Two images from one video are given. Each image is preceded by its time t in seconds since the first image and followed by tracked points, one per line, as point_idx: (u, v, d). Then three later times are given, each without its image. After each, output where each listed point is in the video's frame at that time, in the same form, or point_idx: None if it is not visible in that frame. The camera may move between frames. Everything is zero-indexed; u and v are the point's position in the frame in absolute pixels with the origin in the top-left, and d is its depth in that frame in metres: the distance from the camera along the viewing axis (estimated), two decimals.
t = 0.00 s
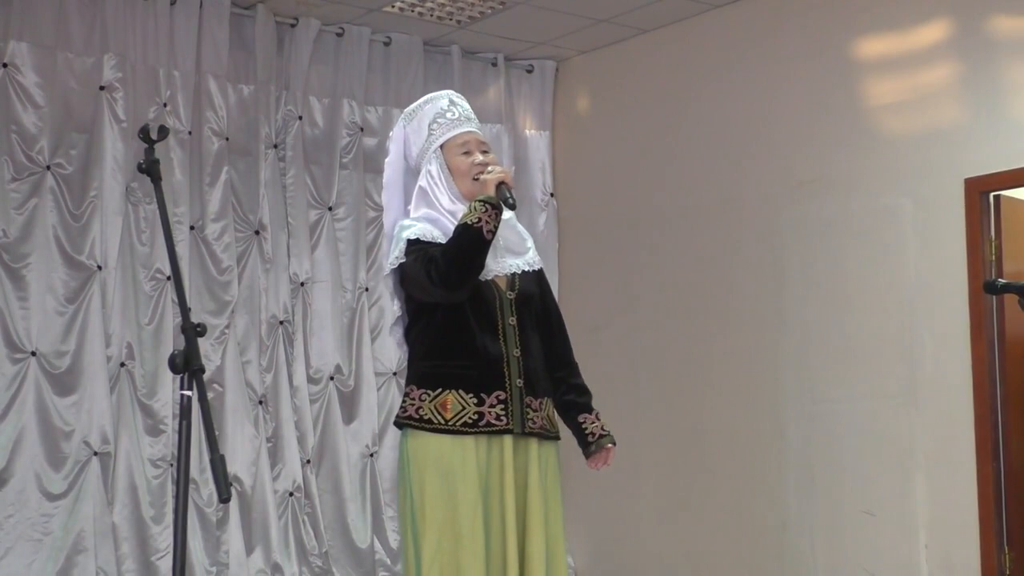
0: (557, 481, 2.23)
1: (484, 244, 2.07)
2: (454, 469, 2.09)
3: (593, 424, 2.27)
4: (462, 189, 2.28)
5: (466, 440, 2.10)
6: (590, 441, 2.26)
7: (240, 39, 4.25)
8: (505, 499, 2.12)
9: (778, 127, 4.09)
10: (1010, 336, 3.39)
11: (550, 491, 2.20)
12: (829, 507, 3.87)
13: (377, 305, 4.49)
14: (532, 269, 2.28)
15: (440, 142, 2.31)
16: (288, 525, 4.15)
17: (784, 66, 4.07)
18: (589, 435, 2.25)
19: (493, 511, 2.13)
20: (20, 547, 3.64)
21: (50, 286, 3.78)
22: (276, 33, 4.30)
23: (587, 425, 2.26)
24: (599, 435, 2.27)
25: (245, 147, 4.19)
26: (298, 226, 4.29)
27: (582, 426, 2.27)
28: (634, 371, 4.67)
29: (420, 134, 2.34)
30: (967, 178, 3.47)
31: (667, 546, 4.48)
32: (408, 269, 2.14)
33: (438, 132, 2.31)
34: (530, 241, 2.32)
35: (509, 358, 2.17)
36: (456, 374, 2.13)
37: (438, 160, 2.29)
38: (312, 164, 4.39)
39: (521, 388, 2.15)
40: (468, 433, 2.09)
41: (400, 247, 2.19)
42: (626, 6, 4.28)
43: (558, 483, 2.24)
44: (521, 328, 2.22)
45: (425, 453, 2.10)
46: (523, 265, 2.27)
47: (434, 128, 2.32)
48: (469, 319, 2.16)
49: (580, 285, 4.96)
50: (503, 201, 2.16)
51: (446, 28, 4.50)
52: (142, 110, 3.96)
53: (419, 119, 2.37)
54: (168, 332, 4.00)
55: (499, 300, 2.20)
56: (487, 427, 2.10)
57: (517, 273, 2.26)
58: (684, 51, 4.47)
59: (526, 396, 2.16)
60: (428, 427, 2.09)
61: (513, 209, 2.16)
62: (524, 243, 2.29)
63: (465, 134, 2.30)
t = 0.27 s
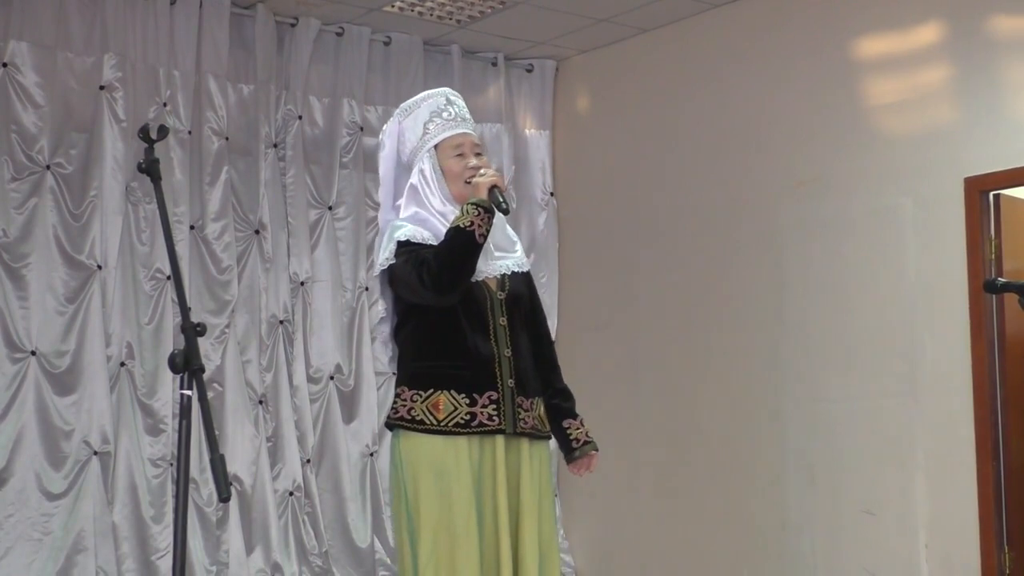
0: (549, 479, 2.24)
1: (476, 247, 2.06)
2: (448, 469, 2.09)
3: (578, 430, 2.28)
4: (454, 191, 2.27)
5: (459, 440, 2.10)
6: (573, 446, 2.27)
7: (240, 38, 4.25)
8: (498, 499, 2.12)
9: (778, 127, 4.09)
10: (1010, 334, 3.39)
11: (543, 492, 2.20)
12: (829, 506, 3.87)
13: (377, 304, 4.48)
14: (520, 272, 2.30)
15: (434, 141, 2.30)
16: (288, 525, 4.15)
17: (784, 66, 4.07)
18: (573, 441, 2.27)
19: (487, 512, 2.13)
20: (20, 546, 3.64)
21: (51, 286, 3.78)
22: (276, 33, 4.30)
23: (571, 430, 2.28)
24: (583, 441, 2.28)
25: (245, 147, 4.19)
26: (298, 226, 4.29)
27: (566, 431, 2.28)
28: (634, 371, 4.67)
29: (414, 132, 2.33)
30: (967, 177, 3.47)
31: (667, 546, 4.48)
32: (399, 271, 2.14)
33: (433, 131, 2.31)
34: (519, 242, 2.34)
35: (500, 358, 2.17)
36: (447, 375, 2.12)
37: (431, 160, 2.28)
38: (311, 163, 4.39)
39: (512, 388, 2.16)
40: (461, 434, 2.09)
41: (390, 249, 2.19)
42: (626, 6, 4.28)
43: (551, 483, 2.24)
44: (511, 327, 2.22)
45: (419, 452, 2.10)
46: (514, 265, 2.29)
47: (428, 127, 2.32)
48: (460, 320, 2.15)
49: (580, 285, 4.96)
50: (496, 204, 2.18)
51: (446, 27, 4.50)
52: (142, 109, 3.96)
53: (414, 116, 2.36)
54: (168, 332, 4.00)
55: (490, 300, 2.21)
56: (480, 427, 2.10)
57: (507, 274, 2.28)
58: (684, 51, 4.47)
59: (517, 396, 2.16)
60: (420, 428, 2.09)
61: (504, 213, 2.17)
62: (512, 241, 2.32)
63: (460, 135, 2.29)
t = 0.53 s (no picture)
0: (542, 478, 2.25)
1: (472, 249, 2.06)
2: (444, 470, 2.09)
3: (566, 432, 2.31)
4: (448, 191, 2.27)
5: (454, 441, 2.10)
6: (562, 449, 2.30)
7: (240, 38, 4.25)
8: (494, 500, 2.13)
9: (778, 127, 4.09)
10: (1010, 334, 3.39)
11: (537, 492, 2.21)
12: (829, 505, 3.87)
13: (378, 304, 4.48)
14: (514, 272, 2.29)
15: (429, 140, 2.30)
16: (288, 524, 4.15)
17: (784, 66, 4.07)
18: (562, 443, 2.30)
19: (482, 513, 2.13)
20: (20, 546, 3.64)
21: (51, 285, 3.78)
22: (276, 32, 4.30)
23: (560, 432, 2.31)
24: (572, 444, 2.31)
25: (245, 146, 4.19)
26: (298, 225, 4.29)
27: (555, 433, 2.31)
28: (633, 371, 4.67)
29: (409, 131, 2.34)
30: (967, 177, 3.47)
31: (667, 546, 4.49)
32: (394, 272, 2.14)
33: (428, 130, 2.31)
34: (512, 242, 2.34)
35: (495, 359, 2.17)
36: (442, 376, 2.12)
37: (426, 160, 2.28)
38: (311, 163, 4.39)
39: (507, 389, 2.16)
40: (456, 434, 2.09)
41: (385, 250, 2.20)
42: (626, 6, 4.28)
43: (545, 483, 2.24)
44: (505, 328, 2.22)
45: (415, 454, 2.09)
46: (508, 265, 2.28)
47: (424, 126, 2.32)
48: (455, 320, 2.15)
49: (580, 285, 4.96)
50: (492, 207, 2.18)
51: (446, 27, 4.50)
52: (142, 109, 3.96)
53: (410, 115, 2.36)
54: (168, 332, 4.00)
55: (484, 300, 2.21)
56: (475, 428, 2.10)
57: (501, 274, 2.27)
58: (684, 51, 4.47)
59: (512, 397, 2.16)
60: (415, 429, 2.09)
61: (502, 215, 2.17)
62: (505, 242, 2.32)
63: (455, 135, 2.30)
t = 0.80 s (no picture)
0: (542, 478, 2.25)
1: (470, 250, 2.07)
2: (440, 470, 2.09)
3: (562, 433, 2.32)
4: (445, 192, 2.28)
5: (451, 441, 2.10)
6: (557, 449, 2.31)
7: (240, 38, 4.25)
8: (492, 500, 2.13)
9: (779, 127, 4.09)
10: (1010, 333, 3.39)
11: (535, 493, 2.21)
12: (829, 505, 3.87)
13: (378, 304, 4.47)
14: (510, 272, 2.30)
15: (426, 140, 2.30)
16: (289, 524, 4.15)
17: (784, 66, 4.07)
18: (558, 444, 2.31)
19: (480, 513, 2.14)
20: (20, 546, 3.64)
21: (51, 285, 3.78)
22: (276, 32, 4.30)
23: (556, 433, 2.31)
24: (567, 445, 2.32)
25: (245, 146, 4.19)
26: (298, 226, 4.29)
27: (551, 434, 2.32)
28: (633, 370, 4.67)
29: (407, 130, 2.34)
30: (967, 177, 3.47)
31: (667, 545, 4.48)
32: (391, 272, 2.14)
33: (425, 130, 2.31)
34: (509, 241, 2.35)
35: (492, 359, 2.17)
36: (440, 377, 2.12)
37: (423, 160, 2.29)
38: (311, 163, 4.39)
39: (505, 389, 2.15)
40: (453, 436, 2.09)
41: (383, 250, 2.20)
42: (626, 6, 4.27)
43: (542, 484, 2.25)
44: (502, 328, 2.22)
45: (411, 453, 2.10)
46: (505, 266, 2.29)
47: (422, 125, 2.32)
48: (453, 321, 2.15)
49: (580, 284, 4.96)
50: (490, 208, 2.18)
51: (447, 27, 4.49)
52: (142, 109, 3.96)
53: (407, 115, 2.36)
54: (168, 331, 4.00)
55: (481, 300, 2.21)
56: (472, 429, 2.10)
57: (498, 275, 2.28)
58: (684, 51, 4.47)
59: (509, 397, 2.16)
60: (413, 430, 2.09)
61: (500, 216, 2.16)
62: (501, 241, 2.33)
63: (453, 136, 2.30)
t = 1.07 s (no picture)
0: (541, 479, 2.25)
1: (470, 252, 2.07)
2: (439, 469, 2.09)
3: (554, 438, 2.32)
4: (447, 191, 2.28)
5: (451, 442, 2.10)
6: (549, 454, 2.32)
7: (241, 38, 4.25)
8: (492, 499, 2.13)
9: (779, 126, 4.09)
10: (1010, 333, 3.39)
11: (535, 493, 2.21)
12: (830, 505, 3.87)
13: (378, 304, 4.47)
14: (512, 273, 2.29)
15: (427, 140, 2.30)
16: (289, 524, 4.15)
17: (785, 66, 4.07)
18: (549, 449, 2.31)
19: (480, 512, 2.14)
20: (21, 546, 3.64)
21: (51, 285, 3.79)
22: (277, 32, 4.30)
23: (549, 438, 2.31)
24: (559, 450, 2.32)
25: (245, 146, 4.19)
26: (298, 226, 4.29)
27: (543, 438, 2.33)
28: (634, 371, 4.67)
29: (407, 131, 2.34)
30: (967, 177, 3.47)
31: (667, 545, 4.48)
32: (390, 272, 2.14)
33: (426, 130, 2.31)
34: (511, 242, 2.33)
35: (491, 360, 2.17)
36: (439, 378, 2.13)
37: (424, 160, 2.29)
38: (312, 163, 4.39)
39: (504, 391, 2.16)
40: (453, 436, 2.09)
41: (383, 250, 2.19)
42: (627, 6, 4.27)
43: (542, 486, 2.25)
44: (502, 330, 2.22)
45: (411, 453, 2.10)
46: (507, 267, 2.28)
47: (422, 126, 2.32)
48: (453, 322, 2.15)
49: (580, 284, 4.96)
50: (491, 210, 2.20)
51: (447, 27, 4.49)
52: (142, 109, 3.96)
53: (407, 116, 2.36)
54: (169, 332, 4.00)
55: (481, 301, 2.21)
56: (472, 430, 2.10)
57: (499, 276, 2.27)
58: (684, 51, 4.47)
59: (509, 399, 2.16)
60: (412, 431, 2.09)
61: (500, 219, 2.19)
62: (503, 242, 2.31)
63: (453, 135, 2.31)
